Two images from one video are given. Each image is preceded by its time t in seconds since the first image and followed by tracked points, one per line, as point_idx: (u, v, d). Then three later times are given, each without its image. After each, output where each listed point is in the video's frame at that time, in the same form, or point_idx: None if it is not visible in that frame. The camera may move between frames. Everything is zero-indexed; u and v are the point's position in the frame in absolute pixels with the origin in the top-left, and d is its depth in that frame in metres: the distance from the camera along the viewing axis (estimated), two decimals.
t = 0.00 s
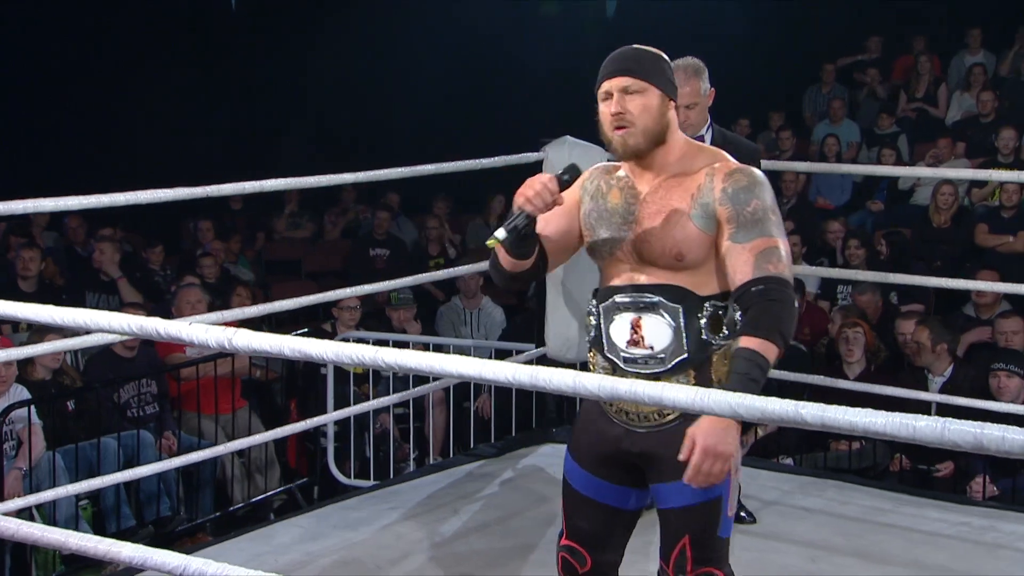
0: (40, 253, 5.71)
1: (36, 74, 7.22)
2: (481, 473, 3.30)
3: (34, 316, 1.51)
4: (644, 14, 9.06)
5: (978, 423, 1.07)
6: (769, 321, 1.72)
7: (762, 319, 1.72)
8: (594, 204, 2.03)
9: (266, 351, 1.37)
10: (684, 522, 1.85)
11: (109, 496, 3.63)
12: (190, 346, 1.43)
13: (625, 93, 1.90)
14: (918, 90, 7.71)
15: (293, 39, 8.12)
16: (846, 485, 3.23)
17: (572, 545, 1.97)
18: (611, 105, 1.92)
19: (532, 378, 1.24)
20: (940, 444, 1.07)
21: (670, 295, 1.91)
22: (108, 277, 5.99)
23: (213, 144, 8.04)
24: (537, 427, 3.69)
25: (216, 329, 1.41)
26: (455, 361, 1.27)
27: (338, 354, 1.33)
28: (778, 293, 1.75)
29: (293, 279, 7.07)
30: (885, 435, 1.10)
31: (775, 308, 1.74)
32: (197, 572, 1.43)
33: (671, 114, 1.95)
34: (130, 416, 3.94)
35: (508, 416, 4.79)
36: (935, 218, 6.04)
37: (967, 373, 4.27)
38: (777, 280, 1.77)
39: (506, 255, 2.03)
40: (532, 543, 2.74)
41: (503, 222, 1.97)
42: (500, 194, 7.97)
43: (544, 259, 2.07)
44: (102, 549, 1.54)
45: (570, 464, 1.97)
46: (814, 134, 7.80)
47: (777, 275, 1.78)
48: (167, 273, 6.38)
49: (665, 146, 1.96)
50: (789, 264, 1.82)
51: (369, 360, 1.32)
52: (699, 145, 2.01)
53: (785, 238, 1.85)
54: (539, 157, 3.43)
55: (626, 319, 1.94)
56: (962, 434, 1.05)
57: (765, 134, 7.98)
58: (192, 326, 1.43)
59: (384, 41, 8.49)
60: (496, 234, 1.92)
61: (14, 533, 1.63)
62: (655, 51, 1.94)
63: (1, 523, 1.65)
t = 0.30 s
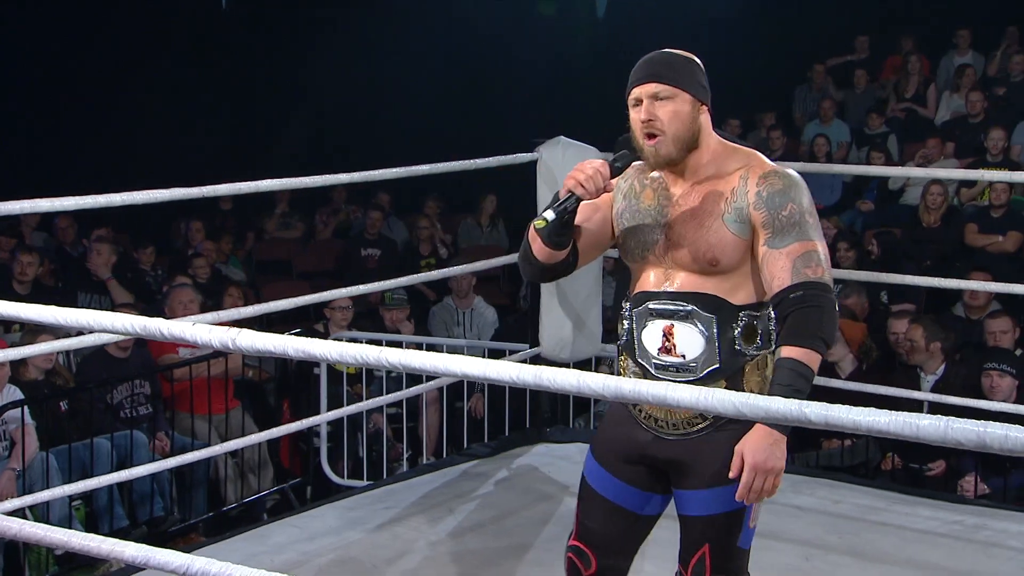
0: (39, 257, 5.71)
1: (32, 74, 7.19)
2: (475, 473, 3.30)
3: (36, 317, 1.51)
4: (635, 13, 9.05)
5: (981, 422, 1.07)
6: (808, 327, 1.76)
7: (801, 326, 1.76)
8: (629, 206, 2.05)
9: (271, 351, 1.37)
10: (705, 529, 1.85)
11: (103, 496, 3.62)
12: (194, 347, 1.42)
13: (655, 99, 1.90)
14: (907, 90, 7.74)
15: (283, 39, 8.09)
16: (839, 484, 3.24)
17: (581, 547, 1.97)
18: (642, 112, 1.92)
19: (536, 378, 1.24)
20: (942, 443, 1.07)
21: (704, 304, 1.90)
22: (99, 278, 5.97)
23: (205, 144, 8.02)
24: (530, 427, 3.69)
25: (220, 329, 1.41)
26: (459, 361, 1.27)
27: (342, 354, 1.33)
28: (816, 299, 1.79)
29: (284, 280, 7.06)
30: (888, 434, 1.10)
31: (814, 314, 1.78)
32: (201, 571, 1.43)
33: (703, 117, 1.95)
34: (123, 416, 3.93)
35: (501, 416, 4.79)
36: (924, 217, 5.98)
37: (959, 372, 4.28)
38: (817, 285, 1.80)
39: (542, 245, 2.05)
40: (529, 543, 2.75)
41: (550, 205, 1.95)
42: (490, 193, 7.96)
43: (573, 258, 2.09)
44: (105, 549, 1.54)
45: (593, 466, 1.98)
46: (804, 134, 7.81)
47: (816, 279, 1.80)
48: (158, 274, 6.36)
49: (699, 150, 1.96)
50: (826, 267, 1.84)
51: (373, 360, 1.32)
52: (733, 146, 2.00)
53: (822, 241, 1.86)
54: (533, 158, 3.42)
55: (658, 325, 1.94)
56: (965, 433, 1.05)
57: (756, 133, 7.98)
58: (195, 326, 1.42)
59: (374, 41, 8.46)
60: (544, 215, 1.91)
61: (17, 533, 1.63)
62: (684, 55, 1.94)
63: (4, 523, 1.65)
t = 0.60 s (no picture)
0: (34, 261, 5.70)
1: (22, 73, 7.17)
2: (469, 473, 3.30)
3: (35, 317, 1.51)
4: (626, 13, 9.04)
5: (981, 421, 1.08)
6: (801, 324, 1.70)
7: (795, 322, 1.71)
8: (639, 202, 2.07)
9: (271, 351, 1.38)
10: (710, 528, 1.86)
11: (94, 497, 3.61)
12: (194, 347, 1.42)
13: (664, 99, 1.93)
14: (895, 91, 7.75)
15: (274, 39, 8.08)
16: (831, 482, 3.26)
17: (592, 548, 1.97)
18: (651, 111, 1.95)
19: (537, 378, 1.25)
20: (942, 441, 1.08)
21: (713, 307, 1.90)
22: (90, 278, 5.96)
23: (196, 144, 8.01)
24: (522, 427, 3.69)
25: (221, 329, 1.41)
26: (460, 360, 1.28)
27: (344, 354, 1.33)
28: (812, 297, 1.74)
29: (274, 280, 7.04)
30: (888, 433, 1.10)
31: (809, 312, 1.72)
32: (201, 571, 1.43)
33: (713, 117, 1.97)
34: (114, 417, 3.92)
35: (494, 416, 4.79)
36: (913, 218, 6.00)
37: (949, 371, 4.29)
38: (814, 284, 1.75)
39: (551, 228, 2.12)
40: (523, 542, 2.75)
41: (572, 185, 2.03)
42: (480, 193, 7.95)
43: (580, 244, 2.17)
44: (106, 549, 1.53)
45: (600, 461, 1.99)
46: (793, 134, 7.83)
47: (813, 279, 1.76)
48: (148, 274, 6.34)
49: (709, 150, 1.98)
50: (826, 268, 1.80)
51: (374, 360, 1.32)
52: (745, 147, 2.01)
53: (825, 243, 1.83)
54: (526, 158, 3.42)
55: (667, 325, 1.95)
56: (964, 431, 1.06)
57: (746, 133, 7.99)
58: (195, 327, 1.42)
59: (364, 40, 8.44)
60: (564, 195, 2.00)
61: (17, 533, 1.62)
62: (696, 55, 1.96)
63: (3, 524, 1.64)
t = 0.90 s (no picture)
0: (22, 263, 5.69)
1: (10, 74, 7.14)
2: (460, 473, 3.30)
3: (32, 319, 1.51)
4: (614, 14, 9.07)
5: (976, 420, 1.08)
6: (767, 292, 1.68)
7: (763, 289, 1.68)
8: (629, 205, 2.07)
9: (268, 353, 1.38)
10: (701, 526, 1.87)
11: (83, 498, 3.60)
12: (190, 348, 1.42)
13: (651, 102, 1.93)
14: (881, 91, 7.79)
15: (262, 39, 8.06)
16: (821, 481, 3.27)
17: (570, 538, 1.97)
18: (639, 115, 1.96)
19: (535, 379, 1.25)
20: (938, 441, 1.09)
21: (704, 305, 1.91)
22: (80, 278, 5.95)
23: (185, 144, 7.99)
24: (513, 427, 3.70)
25: (218, 330, 1.41)
26: (458, 361, 1.28)
27: (341, 355, 1.33)
28: (789, 276, 1.72)
29: (263, 280, 7.04)
30: (885, 433, 1.11)
31: (781, 286, 1.69)
32: (198, 571, 1.43)
33: (701, 119, 1.97)
34: (104, 419, 3.90)
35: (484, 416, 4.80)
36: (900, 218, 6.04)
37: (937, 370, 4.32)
38: (792, 267, 1.74)
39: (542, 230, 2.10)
40: (515, 542, 2.76)
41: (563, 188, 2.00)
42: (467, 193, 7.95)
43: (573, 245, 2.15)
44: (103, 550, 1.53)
45: (588, 456, 1.99)
46: (780, 135, 7.87)
47: (791, 263, 1.75)
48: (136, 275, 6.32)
49: (698, 152, 1.98)
50: (802, 258, 1.80)
51: (372, 361, 1.32)
52: (733, 149, 2.02)
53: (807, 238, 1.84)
54: (517, 158, 3.42)
55: (658, 324, 1.95)
56: (959, 431, 1.07)
57: (734, 133, 8.01)
58: (192, 328, 1.41)
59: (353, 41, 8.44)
60: (555, 199, 1.97)
61: (12, 534, 1.60)
62: (682, 58, 1.96)
63: None
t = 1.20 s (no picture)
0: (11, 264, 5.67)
1: None
2: (451, 474, 3.30)
3: (31, 320, 1.51)
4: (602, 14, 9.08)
5: (971, 420, 1.09)
6: (722, 247, 1.72)
7: (717, 245, 1.73)
8: (593, 207, 2.04)
9: (266, 354, 1.38)
10: (679, 519, 1.88)
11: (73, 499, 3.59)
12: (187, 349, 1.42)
13: (611, 104, 1.90)
14: (868, 92, 7.82)
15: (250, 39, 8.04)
16: (811, 481, 3.28)
17: (566, 540, 1.98)
18: (600, 118, 1.93)
19: (533, 379, 1.26)
20: (934, 440, 1.09)
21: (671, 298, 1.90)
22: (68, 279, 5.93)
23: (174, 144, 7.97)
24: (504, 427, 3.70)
25: (215, 331, 1.41)
26: (456, 362, 1.29)
27: (338, 356, 1.34)
28: (743, 246, 1.75)
29: (252, 280, 7.04)
30: (880, 433, 1.12)
31: (732, 247, 1.73)
32: (195, 571, 1.43)
33: (661, 118, 1.95)
34: (94, 419, 3.89)
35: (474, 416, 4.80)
36: (887, 217, 6.06)
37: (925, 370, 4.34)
38: (746, 240, 1.77)
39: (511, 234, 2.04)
40: (507, 541, 2.76)
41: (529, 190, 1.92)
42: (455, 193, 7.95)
43: (540, 251, 2.09)
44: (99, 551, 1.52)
45: (568, 458, 1.99)
46: (768, 135, 7.90)
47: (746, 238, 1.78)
48: (125, 275, 6.31)
49: (659, 151, 1.97)
50: (754, 229, 1.83)
51: (369, 362, 1.32)
52: (691, 146, 2.01)
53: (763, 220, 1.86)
54: (507, 159, 3.42)
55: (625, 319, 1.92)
56: (955, 431, 1.07)
57: (723, 134, 8.03)
58: (189, 329, 1.41)
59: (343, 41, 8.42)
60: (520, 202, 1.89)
61: (8, 535, 1.59)
62: (637, 58, 1.93)
63: None
